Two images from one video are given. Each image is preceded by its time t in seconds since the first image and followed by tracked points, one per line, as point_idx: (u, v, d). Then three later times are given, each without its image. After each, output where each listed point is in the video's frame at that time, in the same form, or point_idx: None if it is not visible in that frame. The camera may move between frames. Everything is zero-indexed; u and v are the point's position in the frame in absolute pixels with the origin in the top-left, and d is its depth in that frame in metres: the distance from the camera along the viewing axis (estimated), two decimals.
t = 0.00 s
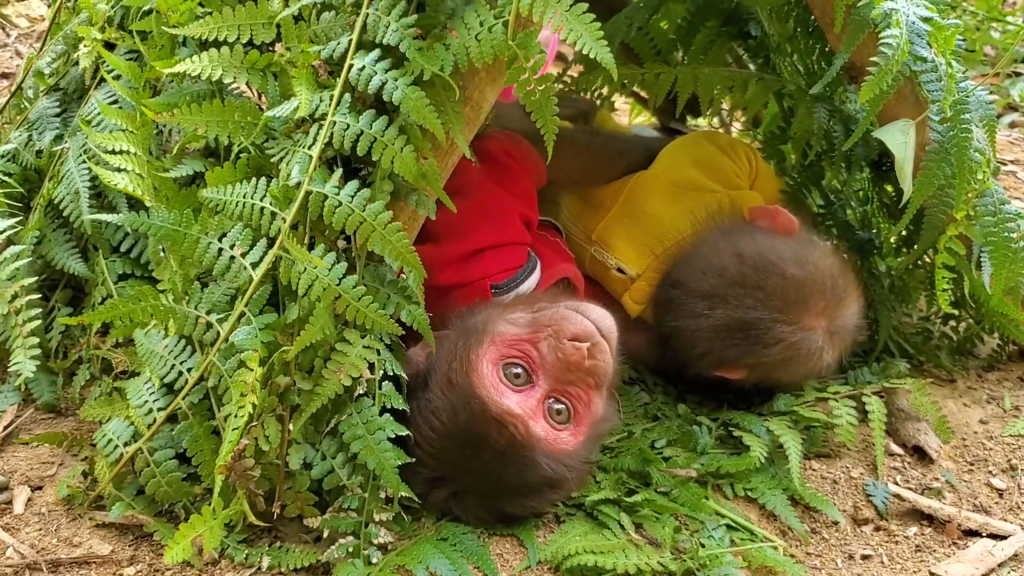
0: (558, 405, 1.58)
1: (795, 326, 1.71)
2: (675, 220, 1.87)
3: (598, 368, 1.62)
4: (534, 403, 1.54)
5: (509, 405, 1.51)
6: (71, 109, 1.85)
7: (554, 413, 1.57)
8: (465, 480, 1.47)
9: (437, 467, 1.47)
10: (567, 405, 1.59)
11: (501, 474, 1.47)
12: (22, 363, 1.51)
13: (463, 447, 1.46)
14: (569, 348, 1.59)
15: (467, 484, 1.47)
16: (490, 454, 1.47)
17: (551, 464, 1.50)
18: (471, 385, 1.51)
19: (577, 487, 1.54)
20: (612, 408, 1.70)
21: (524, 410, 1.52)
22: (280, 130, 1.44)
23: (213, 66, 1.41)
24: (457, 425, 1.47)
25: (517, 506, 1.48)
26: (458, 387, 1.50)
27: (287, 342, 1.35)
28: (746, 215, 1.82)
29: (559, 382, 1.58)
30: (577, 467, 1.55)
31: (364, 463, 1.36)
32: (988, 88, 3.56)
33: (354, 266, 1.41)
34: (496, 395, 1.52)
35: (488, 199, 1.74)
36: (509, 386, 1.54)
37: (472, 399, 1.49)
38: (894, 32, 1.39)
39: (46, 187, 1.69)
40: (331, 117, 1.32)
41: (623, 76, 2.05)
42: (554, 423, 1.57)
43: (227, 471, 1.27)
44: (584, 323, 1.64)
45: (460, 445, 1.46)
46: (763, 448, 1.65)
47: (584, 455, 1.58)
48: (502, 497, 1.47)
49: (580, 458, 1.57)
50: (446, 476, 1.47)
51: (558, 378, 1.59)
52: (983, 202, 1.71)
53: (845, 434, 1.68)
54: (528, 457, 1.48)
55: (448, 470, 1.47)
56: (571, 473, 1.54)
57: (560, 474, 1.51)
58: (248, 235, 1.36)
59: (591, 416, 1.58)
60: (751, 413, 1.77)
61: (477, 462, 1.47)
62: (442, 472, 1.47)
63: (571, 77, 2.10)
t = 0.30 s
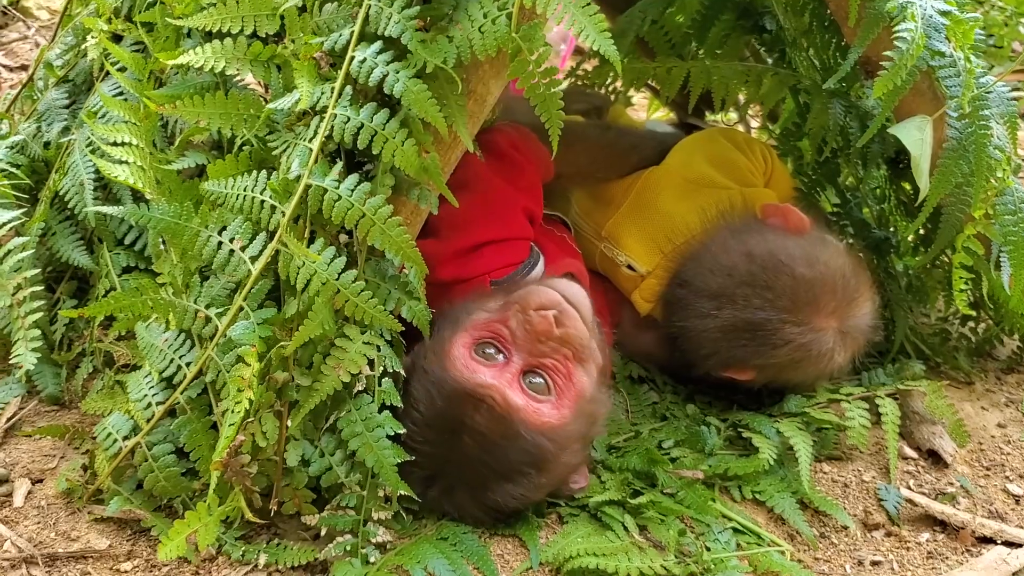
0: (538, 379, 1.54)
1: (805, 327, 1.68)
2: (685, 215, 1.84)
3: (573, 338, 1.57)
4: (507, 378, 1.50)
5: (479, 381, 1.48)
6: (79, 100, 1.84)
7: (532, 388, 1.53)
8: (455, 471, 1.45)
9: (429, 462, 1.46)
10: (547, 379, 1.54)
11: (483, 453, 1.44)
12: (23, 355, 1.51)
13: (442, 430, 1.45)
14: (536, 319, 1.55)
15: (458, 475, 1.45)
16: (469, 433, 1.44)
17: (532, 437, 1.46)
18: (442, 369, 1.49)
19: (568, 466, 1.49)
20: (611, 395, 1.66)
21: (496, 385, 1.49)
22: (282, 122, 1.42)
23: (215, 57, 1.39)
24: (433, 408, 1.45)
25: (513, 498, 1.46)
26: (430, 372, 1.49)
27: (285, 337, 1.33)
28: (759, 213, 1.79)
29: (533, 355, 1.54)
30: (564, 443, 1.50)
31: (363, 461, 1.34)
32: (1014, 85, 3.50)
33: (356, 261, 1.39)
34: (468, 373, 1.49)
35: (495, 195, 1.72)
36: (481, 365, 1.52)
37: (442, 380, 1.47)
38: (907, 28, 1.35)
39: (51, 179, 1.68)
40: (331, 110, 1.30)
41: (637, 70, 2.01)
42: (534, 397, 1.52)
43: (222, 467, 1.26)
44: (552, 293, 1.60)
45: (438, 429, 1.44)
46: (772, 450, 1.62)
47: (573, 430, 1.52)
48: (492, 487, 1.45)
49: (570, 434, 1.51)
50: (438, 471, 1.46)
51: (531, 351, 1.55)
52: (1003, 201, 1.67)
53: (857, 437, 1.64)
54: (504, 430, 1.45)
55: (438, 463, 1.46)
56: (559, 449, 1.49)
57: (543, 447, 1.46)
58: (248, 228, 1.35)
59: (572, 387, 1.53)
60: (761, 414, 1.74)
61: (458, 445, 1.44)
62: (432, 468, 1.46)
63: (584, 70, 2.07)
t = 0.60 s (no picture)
0: (548, 374, 1.52)
1: (819, 322, 1.64)
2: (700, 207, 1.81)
3: (584, 334, 1.57)
4: (519, 370, 1.49)
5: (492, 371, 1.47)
6: (93, 87, 1.84)
7: (542, 383, 1.51)
8: (458, 461, 1.42)
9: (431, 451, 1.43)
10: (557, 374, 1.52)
11: (489, 446, 1.42)
12: (30, 341, 1.53)
13: (447, 420, 1.42)
14: (552, 313, 1.55)
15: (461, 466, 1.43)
16: (476, 425, 1.42)
17: (541, 432, 1.44)
18: (455, 358, 1.47)
19: (571, 463, 1.47)
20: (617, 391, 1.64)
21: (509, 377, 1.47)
22: (286, 108, 1.40)
23: (220, 42, 1.38)
24: (441, 398, 1.43)
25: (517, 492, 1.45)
26: (441, 361, 1.46)
27: (285, 325, 1.32)
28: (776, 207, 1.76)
29: (545, 350, 1.53)
30: (569, 439, 1.48)
31: (363, 451, 1.33)
32: None
33: (359, 249, 1.38)
34: (480, 364, 1.48)
35: (502, 185, 1.72)
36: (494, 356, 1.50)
37: (455, 368, 1.45)
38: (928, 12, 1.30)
39: (62, 165, 1.69)
40: (332, 94, 1.29)
41: (654, 57, 1.98)
42: (544, 392, 1.50)
43: (220, 455, 1.24)
44: (566, 288, 1.61)
45: (446, 420, 1.41)
46: (784, 446, 1.59)
47: (578, 427, 1.50)
48: (495, 480, 1.43)
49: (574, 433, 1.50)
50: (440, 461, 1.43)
51: (543, 345, 1.53)
52: None
53: (873, 434, 1.60)
54: (514, 422, 1.43)
55: (440, 452, 1.43)
56: (563, 448, 1.47)
57: (549, 442, 1.45)
58: (250, 214, 1.34)
59: (581, 383, 1.51)
60: (774, 410, 1.70)
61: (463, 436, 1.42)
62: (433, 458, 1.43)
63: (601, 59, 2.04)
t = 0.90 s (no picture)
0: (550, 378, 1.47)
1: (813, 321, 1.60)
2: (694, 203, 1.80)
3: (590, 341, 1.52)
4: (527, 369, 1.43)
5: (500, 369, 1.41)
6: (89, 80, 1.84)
7: (544, 388, 1.46)
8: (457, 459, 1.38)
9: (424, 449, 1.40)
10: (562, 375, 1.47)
11: (490, 448, 1.37)
12: (15, 333, 1.54)
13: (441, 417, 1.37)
14: (560, 317, 1.50)
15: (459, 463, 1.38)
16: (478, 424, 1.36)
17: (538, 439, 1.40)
18: (457, 353, 1.42)
19: (561, 468, 1.44)
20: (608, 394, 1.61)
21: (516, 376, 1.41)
22: (267, 102, 1.39)
23: (202, 36, 1.37)
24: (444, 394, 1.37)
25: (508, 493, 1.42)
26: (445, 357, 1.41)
27: (260, 320, 1.31)
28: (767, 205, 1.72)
29: (550, 353, 1.48)
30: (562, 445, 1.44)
31: (339, 448, 1.32)
32: None
33: (337, 245, 1.37)
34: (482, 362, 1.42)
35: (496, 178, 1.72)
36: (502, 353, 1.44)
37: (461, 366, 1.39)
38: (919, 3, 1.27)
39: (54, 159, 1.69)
40: (308, 87, 1.28)
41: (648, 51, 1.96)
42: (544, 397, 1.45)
43: (192, 451, 1.24)
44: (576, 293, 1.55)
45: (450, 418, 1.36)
46: (774, 449, 1.56)
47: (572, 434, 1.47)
48: (485, 482, 1.40)
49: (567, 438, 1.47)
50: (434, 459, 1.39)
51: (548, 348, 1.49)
52: None
53: (867, 439, 1.57)
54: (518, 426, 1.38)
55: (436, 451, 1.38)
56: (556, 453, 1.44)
57: (544, 447, 1.41)
58: (227, 209, 1.34)
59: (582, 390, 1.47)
60: (768, 412, 1.67)
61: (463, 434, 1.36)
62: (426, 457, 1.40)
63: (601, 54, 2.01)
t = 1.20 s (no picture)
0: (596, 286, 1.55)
1: (794, 319, 1.58)
2: (687, 201, 1.84)
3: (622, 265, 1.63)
4: (592, 259, 1.52)
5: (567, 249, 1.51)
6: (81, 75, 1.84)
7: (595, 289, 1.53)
8: (517, 332, 1.39)
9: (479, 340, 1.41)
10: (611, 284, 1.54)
11: (553, 323, 1.41)
12: None
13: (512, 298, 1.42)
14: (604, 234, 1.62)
15: (517, 337, 1.39)
16: (548, 292, 1.43)
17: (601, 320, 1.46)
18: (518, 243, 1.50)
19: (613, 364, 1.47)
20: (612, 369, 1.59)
21: (580, 259, 1.51)
22: (242, 96, 1.39)
23: (179, 30, 1.37)
24: (517, 264, 1.45)
25: (552, 389, 1.40)
26: (516, 240, 1.50)
27: (228, 314, 1.31)
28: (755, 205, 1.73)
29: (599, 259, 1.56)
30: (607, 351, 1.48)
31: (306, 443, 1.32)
32: None
33: (309, 239, 1.36)
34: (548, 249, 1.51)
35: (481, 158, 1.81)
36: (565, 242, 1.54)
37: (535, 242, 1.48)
38: None
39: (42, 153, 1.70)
40: (277, 82, 1.28)
41: (635, 48, 1.96)
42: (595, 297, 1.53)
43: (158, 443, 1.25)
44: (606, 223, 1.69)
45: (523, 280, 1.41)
46: (753, 450, 1.53)
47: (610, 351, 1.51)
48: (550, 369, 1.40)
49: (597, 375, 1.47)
50: (488, 335, 1.41)
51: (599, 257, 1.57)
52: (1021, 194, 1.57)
53: (849, 443, 1.54)
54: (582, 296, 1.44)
55: (497, 322, 1.41)
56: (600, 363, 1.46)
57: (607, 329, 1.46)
58: (198, 203, 1.33)
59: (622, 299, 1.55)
60: (749, 414, 1.65)
61: (529, 301, 1.41)
62: (480, 331, 1.41)
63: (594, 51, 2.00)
